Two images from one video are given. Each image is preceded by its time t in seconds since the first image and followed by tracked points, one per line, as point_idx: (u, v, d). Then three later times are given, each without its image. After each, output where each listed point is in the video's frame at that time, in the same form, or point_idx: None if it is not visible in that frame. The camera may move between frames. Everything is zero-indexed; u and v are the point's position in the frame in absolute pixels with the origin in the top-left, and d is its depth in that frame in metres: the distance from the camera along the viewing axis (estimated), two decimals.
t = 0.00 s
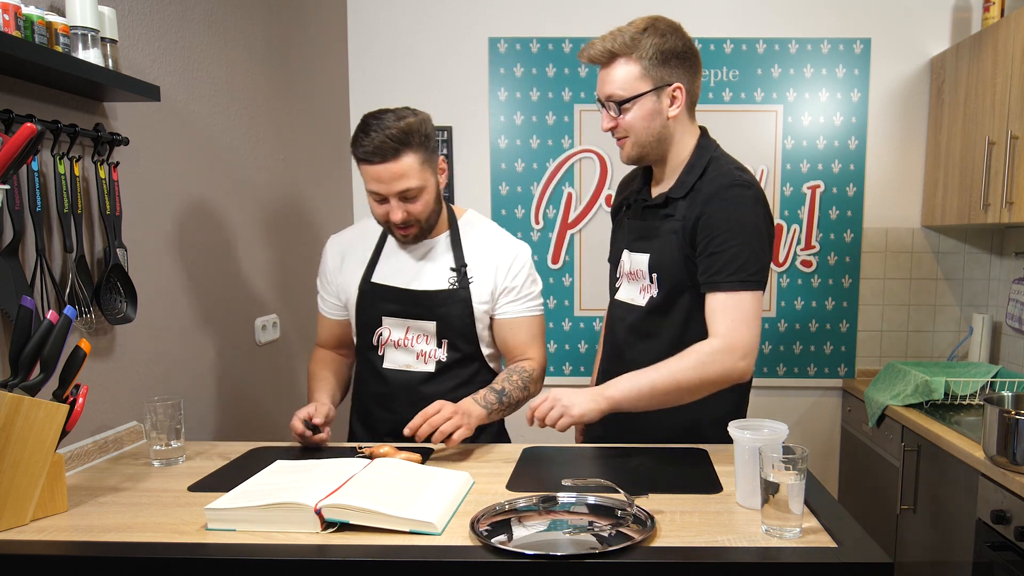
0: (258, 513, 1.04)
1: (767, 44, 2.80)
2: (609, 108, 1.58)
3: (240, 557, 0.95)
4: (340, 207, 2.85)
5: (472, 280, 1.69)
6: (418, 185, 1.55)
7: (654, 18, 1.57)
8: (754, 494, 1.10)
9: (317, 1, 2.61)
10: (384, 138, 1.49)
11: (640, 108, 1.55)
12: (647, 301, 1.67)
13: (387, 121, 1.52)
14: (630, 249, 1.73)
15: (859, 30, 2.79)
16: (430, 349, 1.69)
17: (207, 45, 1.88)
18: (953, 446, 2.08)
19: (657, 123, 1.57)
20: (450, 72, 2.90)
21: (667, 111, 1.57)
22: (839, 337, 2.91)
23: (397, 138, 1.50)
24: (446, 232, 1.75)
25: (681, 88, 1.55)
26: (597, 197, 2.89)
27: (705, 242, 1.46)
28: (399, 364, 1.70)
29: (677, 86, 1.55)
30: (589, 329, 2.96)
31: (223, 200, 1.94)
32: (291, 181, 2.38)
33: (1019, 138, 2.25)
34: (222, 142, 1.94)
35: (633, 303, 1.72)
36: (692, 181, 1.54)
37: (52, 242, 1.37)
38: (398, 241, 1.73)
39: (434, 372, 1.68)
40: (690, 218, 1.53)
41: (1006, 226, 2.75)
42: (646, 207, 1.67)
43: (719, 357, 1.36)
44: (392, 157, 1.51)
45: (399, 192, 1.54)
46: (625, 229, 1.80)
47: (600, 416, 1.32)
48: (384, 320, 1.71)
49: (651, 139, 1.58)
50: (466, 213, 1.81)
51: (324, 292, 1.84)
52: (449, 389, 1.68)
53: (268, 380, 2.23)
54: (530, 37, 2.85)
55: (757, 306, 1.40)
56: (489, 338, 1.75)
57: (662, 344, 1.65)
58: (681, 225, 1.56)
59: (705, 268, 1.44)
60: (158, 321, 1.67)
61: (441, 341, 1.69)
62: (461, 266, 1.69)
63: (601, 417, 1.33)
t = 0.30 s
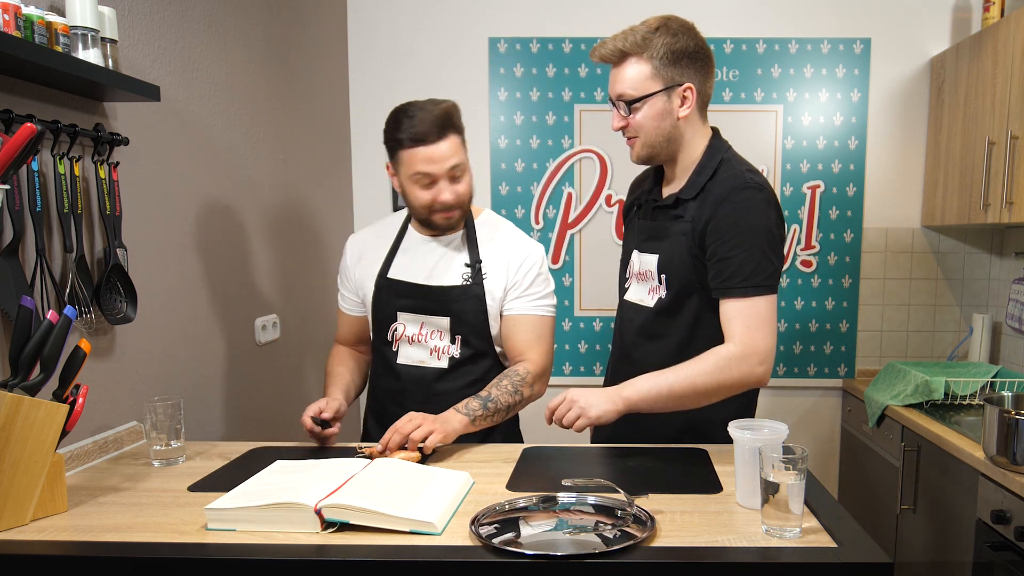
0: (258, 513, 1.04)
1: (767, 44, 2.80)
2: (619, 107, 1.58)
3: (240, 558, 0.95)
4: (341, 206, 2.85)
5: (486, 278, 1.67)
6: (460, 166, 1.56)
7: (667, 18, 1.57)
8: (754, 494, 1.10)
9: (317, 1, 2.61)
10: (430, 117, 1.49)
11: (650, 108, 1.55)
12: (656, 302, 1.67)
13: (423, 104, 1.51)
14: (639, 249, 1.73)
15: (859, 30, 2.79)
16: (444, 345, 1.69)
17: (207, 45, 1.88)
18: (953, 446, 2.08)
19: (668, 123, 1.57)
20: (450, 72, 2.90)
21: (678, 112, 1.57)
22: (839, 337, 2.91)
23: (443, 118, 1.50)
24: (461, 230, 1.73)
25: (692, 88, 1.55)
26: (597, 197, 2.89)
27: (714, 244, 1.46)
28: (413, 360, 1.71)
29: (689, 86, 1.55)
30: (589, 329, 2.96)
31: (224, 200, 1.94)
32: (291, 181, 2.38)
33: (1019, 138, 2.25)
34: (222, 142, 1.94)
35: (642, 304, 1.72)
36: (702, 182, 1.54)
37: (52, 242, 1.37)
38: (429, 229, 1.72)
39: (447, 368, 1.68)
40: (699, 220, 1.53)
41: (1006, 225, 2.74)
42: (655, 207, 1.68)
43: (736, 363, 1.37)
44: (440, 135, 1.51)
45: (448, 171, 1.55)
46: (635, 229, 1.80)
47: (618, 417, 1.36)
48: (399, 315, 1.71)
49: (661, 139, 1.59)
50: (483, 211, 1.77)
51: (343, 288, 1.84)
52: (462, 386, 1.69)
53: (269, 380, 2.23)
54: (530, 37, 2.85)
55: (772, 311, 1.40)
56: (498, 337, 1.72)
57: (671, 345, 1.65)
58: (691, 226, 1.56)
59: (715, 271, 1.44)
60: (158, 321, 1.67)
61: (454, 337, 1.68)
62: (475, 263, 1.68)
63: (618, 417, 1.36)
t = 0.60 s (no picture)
0: (258, 513, 1.04)
1: (767, 44, 2.80)
2: (620, 106, 1.60)
3: (240, 557, 0.95)
4: (341, 206, 2.85)
5: (482, 268, 1.72)
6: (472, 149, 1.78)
7: (670, 17, 1.58)
8: (754, 494, 1.10)
9: (317, 1, 2.61)
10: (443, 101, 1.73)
11: (650, 108, 1.56)
12: (655, 302, 1.67)
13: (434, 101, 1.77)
14: (640, 249, 1.73)
15: (859, 30, 2.79)
16: (444, 339, 1.69)
17: (207, 44, 1.88)
18: (953, 446, 2.08)
19: (668, 123, 1.58)
20: (450, 72, 2.90)
21: (678, 112, 1.57)
22: (839, 337, 2.91)
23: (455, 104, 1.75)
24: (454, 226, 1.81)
25: (693, 88, 1.55)
26: (597, 197, 2.89)
27: (715, 246, 1.46)
28: (413, 357, 1.70)
29: (690, 86, 1.55)
30: (590, 328, 2.96)
31: (223, 200, 1.94)
32: (291, 181, 2.38)
33: (1019, 138, 2.25)
34: (222, 142, 1.94)
35: (642, 303, 1.72)
36: (704, 183, 1.55)
37: (52, 242, 1.37)
38: (437, 213, 1.74)
39: (449, 362, 1.69)
40: (700, 221, 1.53)
41: (1006, 226, 2.74)
42: (658, 207, 1.68)
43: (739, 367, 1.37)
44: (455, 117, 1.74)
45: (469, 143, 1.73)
46: (637, 228, 1.80)
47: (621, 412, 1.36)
48: (398, 312, 1.71)
49: (662, 138, 1.59)
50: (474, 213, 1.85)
51: (330, 291, 1.82)
52: (463, 379, 1.68)
53: (269, 379, 2.23)
54: (530, 37, 2.85)
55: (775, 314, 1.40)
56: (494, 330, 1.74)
57: (670, 345, 1.65)
58: (692, 227, 1.56)
59: (716, 273, 1.44)
60: (158, 321, 1.67)
61: (454, 330, 1.69)
62: (471, 254, 1.73)
63: (620, 412, 1.36)
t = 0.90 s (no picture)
0: (258, 513, 1.04)
1: (767, 44, 2.80)
2: (623, 108, 1.60)
3: (240, 557, 0.95)
4: (341, 207, 2.85)
5: (470, 269, 1.71)
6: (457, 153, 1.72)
7: (671, 18, 1.58)
8: (754, 494, 1.10)
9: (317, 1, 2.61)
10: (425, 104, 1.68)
11: (653, 110, 1.56)
12: (661, 304, 1.67)
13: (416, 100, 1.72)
14: (645, 251, 1.73)
15: (859, 30, 2.79)
16: (431, 340, 1.69)
17: (207, 45, 1.88)
18: (953, 446, 2.08)
19: (671, 125, 1.58)
20: (450, 72, 2.90)
21: (681, 113, 1.57)
22: (839, 337, 2.91)
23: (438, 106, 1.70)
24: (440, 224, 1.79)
25: (696, 89, 1.55)
26: (597, 197, 2.89)
27: (723, 248, 1.46)
28: (400, 357, 1.69)
29: (692, 87, 1.55)
30: (589, 329, 2.96)
31: (222, 201, 1.94)
32: (291, 181, 2.38)
33: (1019, 138, 2.25)
34: (222, 142, 1.94)
35: (646, 305, 1.72)
36: (708, 184, 1.54)
37: (52, 242, 1.37)
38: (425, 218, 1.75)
39: (436, 363, 1.68)
40: (706, 223, 1.53)
41: (1006, 226, 2.74)
42: (661, 209, 1.68)
43: (755, 369, 1.38)
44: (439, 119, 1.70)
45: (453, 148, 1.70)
46: (640, 229, 1.80)
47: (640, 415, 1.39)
48: (385, 311, 1.70)
49: (664, 140, 1.59)
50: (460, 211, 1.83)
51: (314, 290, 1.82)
52: (449, 380, 1.68)
53: (269, 379, 2.23)
54: (530, 37, 2.85)
55: (787, 315, 1.41)
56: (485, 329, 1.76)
57: (677, 347, 1.65)
58: (697, 229, 1.56)
59: (726, 276, 1.45)
60: (158, 321, 1.67)
61: (442, 330, 1.68)
62: (459, 254, 1.72)
63: (639, 416, 1.39)
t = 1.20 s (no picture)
0: (258, 513, 1.04)
1: (767, 44, 2.80)
2: (640, 119, 1.53)
3: (240, 558, 0.95)
4: (340, 206, 2.85)
5: (459, 275, 1.67)
6: (406, 187, 1.53)
7: (669, 22, 1.56)
8: (754, 494, 1.10)
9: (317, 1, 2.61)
10: (368, 143, 1.47)
11: (675, 115, 1.52)
12: (672, 305, 1.67)
13: (371, 123, 1.49)
14: (653, 253, 1.73)
15: (859, 30, 2.79)
16: (418, 344, 1.67)
17: (207, 45, 1.88)
18: (953, 446, 2.08)
19: (691, 128, 1.55)
20: (450, 72, 2.90)
21: (698, 114, 1.56)
22: (839, 337, 2.91)
23: (385, 142, 1.47)
24: (432, 227, 1.73)
25: (710, 88, 1.55)
26: (597, 197, 2.89)
27: (736, 248, 1.47)
28: (387, 359, 1.68)
29: (707, 87, 1.54)
30: (589, 329, 2.96)
31: (221, 202, 1.93)
32: (291, 181, 2.37)
33: (1019, 138, 2.25)
34: (222, 142, 1.94)
35: (657, 306, 1.72)
36: (717, 185, 1.55)
37: (52, 242, 1.37)
38: (385, 240, 1.70)
39: (422, 366, 1.66)
40: (717, 223, 1.54)
41: (1006, 226, 2.75)
42: (669, 211, 1.68)
43: (775, 365, 1.41)
44: (381, 162, 1.48)
45: (389, 194, 1.52)
46: (646, 232, 1.80)
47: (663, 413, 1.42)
48: (372, 314, 1.69)
49: (686, 144, 1.55)
50: (449, 210, 1.79)
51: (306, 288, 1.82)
52: (436, 383, 1.67)
53: (268, 379, 2.23)
54: (530, 37, 2.85)
55: (803, 312, 1.43)
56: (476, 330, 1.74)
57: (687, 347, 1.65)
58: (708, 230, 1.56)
59: (741, 276, 1.46)
60: (158, 321, 1.67)
61: (429, 335, 1.67)
62: (448, 261, 1.68)
63: (661, 414, 1.42)
